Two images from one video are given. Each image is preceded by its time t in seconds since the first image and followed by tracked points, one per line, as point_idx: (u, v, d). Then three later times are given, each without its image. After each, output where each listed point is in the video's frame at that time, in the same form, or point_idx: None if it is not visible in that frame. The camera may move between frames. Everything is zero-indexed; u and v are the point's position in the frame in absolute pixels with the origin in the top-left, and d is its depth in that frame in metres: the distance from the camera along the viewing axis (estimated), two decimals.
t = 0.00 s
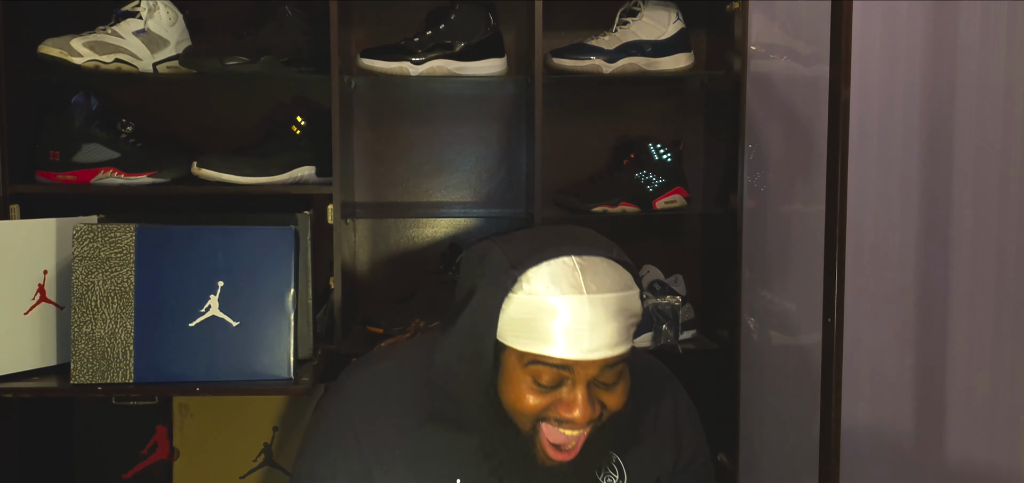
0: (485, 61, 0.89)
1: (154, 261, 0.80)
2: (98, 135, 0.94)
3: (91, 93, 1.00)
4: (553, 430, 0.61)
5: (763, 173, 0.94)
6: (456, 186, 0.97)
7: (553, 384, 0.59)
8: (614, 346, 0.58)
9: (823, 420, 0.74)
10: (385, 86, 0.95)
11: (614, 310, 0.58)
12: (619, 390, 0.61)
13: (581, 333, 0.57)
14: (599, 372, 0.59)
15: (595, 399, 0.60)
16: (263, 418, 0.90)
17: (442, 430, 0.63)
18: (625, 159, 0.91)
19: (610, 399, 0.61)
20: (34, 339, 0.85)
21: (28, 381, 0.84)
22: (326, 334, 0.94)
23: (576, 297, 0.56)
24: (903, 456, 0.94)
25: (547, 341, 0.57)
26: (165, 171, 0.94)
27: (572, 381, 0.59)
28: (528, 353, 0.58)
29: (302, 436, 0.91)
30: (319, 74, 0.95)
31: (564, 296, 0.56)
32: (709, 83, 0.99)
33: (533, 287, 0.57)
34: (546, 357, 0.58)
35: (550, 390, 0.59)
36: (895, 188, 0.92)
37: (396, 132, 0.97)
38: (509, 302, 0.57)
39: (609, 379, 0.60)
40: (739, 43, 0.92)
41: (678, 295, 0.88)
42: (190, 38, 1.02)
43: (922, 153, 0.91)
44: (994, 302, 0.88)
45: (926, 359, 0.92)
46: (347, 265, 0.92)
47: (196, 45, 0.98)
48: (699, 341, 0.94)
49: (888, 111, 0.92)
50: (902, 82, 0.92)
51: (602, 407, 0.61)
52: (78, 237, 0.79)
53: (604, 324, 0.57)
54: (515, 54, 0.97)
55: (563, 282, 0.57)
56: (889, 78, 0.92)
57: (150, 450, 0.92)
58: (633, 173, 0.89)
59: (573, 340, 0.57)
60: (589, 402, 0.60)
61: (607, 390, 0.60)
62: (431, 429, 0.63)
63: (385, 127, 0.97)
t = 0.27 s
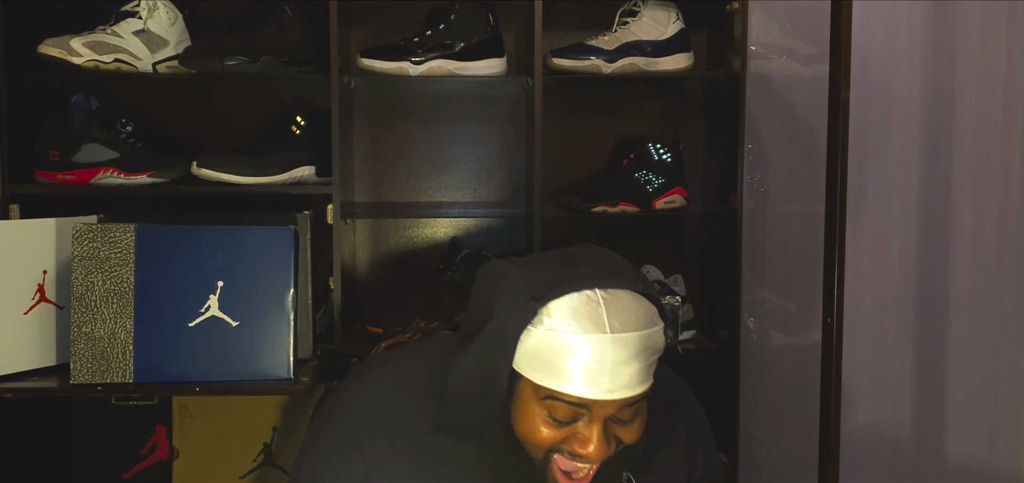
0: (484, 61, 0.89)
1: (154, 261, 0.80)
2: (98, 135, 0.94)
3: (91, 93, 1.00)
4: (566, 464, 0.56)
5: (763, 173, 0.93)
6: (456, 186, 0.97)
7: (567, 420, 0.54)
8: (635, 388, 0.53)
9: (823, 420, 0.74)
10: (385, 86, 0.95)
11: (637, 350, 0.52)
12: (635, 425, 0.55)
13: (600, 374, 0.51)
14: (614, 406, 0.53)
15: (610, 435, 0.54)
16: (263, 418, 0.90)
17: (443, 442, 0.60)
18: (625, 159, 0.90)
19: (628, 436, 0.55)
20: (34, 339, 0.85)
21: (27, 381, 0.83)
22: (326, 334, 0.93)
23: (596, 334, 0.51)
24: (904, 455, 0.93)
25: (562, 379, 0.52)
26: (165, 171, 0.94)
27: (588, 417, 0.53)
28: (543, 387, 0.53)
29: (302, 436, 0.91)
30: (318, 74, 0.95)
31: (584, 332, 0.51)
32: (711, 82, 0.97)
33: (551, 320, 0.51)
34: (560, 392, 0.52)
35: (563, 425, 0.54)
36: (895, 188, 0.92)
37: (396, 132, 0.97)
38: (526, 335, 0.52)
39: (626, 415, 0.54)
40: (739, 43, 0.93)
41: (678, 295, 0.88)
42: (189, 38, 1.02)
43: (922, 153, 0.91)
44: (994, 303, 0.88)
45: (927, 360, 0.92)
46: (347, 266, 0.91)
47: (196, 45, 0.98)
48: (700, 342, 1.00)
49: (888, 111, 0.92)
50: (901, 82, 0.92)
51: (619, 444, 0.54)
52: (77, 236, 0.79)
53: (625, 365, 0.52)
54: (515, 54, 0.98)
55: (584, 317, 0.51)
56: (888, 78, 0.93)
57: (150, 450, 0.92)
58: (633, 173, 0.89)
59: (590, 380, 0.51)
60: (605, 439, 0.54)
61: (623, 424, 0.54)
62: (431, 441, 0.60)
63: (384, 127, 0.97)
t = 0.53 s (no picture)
0: (484, 61, 0.89)
1: (154, 261, 0.80)
2: (98, 135, 0.94)
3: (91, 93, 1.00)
4: (573, 466, 0.55)
5: (764, 173, 0.93)
6: (456, 186, 0.97)
7: (575, 424, 0.53)
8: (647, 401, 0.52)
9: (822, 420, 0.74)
10: (385, 86, 0.95)
11: (657, 366, 0.51)
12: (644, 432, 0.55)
13: (614, 385, 0.50)
14: (626, 414, 0.52)
15: (619, 440, 0.53)
16: (263, 418, 0.90)
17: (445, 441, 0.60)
18: (624, 159, 0.90)
19: (636, 441, 0.54)
20: (34, 340, 0.85)
21: (27, 381, 0.83)
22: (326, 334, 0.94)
23: (616, 345, 0.50)
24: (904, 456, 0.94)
25: (576, 385, 0.51)
26: (165, 171, 0.94)
27: (598, 422, 0.53)
28: (555, 389, 0.52)
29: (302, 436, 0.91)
30: (318, 74, 0.95)
31: (606, 341, 0.50)
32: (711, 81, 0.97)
33: (573, 325, 0.50)
34: (573, 397, 0.52)
35: (574, 427, 0.53)
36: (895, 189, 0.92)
37: (395, 132, 0.97)
38: (546, 336, 0.51)
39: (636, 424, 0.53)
40: (739, 43, 0.93)
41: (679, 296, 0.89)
42: (189, 38, 1.02)
43: (922, 153, 0.91)
44: (994, 304, 0.87)
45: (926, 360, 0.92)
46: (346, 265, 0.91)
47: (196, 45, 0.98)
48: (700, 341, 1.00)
49: (888, 111, 0.92)
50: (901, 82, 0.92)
51: (625, 448, 0.54)
52: (77, 237, 0.79)
53: (642, 379, 0.51)
54: (515, 55, 0.98)
55: (606, 327, 0.50)
56: (888, 79, 0.93)
57: (150, 450, 0.92)
58: (633, 173, 0.89)
59: (605, 389, 0.51)
60: (615, 443, 0.54)
61: (632, 431, 0.54)
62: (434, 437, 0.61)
63: (384, 127, 0.97)
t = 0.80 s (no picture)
0: (484, 61, 0.90)
1: (154, 261, 0.80)
2: (99, 135, 0.95)
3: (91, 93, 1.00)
4: (556, 400, 0.66)
5: (763, 173, 0.95)
6: (454, 185, 0.88)
7: (562, 361, 0.64)
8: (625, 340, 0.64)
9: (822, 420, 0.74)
10: (384, 85, 0.95)
11: (635, 309, 0.64)
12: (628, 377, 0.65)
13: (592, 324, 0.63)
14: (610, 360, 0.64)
15: (602, 380, 0.64)
16: (264, 418, 0.90)
17: (450, 412, 0.67)
18: (624, 159, 0.90)
19: (614, 381, 0.65)
20: (34, 339, 0.85)
21: (27, 381, 0.84)
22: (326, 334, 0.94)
23: (599, 287, 0.63)
24: (903, 454, 0.94)
25: (563, 324, 0.63)
26: (165, 171, 0.94)
27: (580, 362, 0.64)
28: (546, 331, 0.63)
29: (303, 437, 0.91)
30: (319, 74, 0.95)
31: (586, 286, 0.63)
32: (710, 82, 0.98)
33: (560, 272, 0.63)
34: (561, 336, 0.63)
35: (561, 365, 0.64)
36: (896, 189, 0.92)
37: (395, 131, 0.95)
38: (536, 280, 0.63)
39: (618, 365, 0.64)
40: (739, 43, 0.94)
41: (678, 296, 0.80)
42: (189, 38, 1.02)
43: (923, 153, 0.91)
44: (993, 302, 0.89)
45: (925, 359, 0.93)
46: (345, 264, 0.90)
47: (196, 44, 0.98)
48: (700, 343, 0.87)
49: (890, 111, 0.92)
50: (903, 82, 0.92)
51: (604, 387, 0.65)
52: (78, 236, 0.79)
53: (618, 318, 0.64)
54: (515, 54, 0.97)
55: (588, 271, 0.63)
56: (889, 78, 0.92)
57: (150, 450, 0.92)
58: (633, 173, 0.89)
59: (586, 327, 0.63)
60: (598, 382, 0.64)
61: (614, 373, 0.65)
62: (438, 411, 0.67)
63: (384, 126, 0.96)
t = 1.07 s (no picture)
0: (484, 61, 0.90)
1: (154, 261, 0.80)
2: (98, 135, 0.95)
3: (91, 93, 1.00)
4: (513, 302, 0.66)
5: (763, 173, 0.96)
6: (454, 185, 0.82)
7: (514, 257, 0.64)
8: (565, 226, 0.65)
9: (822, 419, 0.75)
10: (385, 85, 0.91)
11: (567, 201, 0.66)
12: (578, 273, 0.65)
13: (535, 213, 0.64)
14: (551, 248, 0.64)
15: (552, 275, 0.65)
16: (264, 418, 0.90)
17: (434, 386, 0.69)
18: (624, 159, 0.88)
19: (564, 277, 0.65)
20: (35, 339, 0.85)
21: (28, 381, 0.84)
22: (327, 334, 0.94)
23: (531, 173, 0.65)
24: (903, 454, 0.94)
25: (507, 213, 0.64)
26: (165, 171, 0.94)
27: (528, 254, 0.64)
28: (492, 224, 0.64)
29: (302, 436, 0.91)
30: (319, 74, 0.95)
31: (529, 181, 0.65)
32: (712, 81, 0.96)
33: (504, 173, 0.66)
34: (507, 230, 0.64)
35: (511, 265, 0.64)
36: (896, 189, 0.92)
37: (395, 130, 0.88)
38: (480, 185, 0.65)
39: (566, 255, 0.65)
40: (739, 43, 0.95)
41: (678, 296, 0.85)
42: (189, 38, 1.02)
43: (922, 153, 0.92)
44: (994, 301, 0.89)
45: (925, 358, 0.93)
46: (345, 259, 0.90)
47: (196, 45, 0.98)
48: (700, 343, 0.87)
49: (890, 112, 0.92)
50: (903, 82, 0.92)
51: (554, 282, 0.65)
52: (78, 236, 0.80)
53: (560, 210, 0.65)
54: (516, 54, 0.95)
55: (531, 171, 0.66)
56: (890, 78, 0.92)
57: (150, 450, 0.92)
58: (633, 173, 0.87)
59: (530, 218, 0.64)
60: (546, 274, 0.64)
61: (564, 267, 0.65)
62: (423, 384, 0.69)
63: (383, 125, 0.89)
